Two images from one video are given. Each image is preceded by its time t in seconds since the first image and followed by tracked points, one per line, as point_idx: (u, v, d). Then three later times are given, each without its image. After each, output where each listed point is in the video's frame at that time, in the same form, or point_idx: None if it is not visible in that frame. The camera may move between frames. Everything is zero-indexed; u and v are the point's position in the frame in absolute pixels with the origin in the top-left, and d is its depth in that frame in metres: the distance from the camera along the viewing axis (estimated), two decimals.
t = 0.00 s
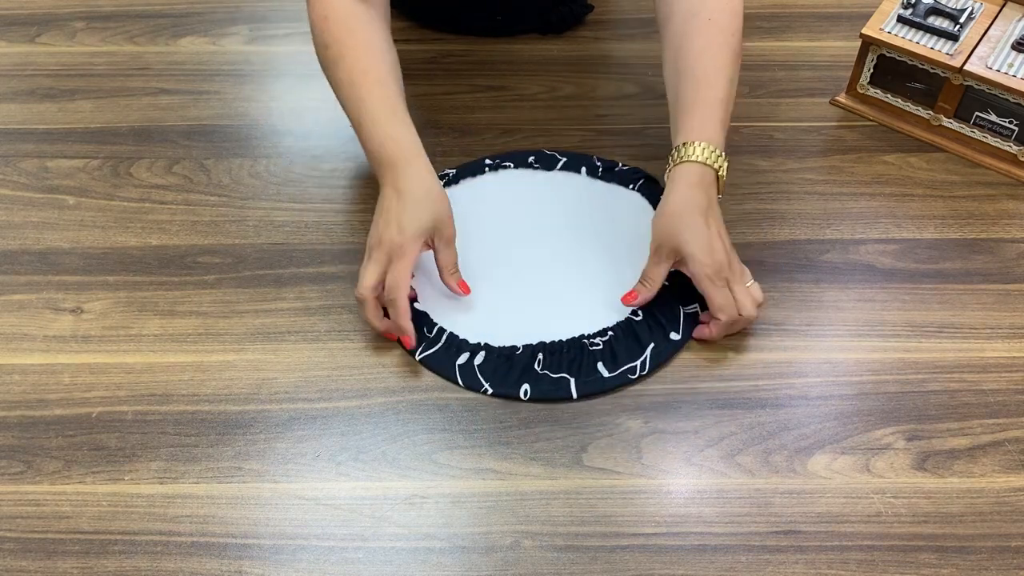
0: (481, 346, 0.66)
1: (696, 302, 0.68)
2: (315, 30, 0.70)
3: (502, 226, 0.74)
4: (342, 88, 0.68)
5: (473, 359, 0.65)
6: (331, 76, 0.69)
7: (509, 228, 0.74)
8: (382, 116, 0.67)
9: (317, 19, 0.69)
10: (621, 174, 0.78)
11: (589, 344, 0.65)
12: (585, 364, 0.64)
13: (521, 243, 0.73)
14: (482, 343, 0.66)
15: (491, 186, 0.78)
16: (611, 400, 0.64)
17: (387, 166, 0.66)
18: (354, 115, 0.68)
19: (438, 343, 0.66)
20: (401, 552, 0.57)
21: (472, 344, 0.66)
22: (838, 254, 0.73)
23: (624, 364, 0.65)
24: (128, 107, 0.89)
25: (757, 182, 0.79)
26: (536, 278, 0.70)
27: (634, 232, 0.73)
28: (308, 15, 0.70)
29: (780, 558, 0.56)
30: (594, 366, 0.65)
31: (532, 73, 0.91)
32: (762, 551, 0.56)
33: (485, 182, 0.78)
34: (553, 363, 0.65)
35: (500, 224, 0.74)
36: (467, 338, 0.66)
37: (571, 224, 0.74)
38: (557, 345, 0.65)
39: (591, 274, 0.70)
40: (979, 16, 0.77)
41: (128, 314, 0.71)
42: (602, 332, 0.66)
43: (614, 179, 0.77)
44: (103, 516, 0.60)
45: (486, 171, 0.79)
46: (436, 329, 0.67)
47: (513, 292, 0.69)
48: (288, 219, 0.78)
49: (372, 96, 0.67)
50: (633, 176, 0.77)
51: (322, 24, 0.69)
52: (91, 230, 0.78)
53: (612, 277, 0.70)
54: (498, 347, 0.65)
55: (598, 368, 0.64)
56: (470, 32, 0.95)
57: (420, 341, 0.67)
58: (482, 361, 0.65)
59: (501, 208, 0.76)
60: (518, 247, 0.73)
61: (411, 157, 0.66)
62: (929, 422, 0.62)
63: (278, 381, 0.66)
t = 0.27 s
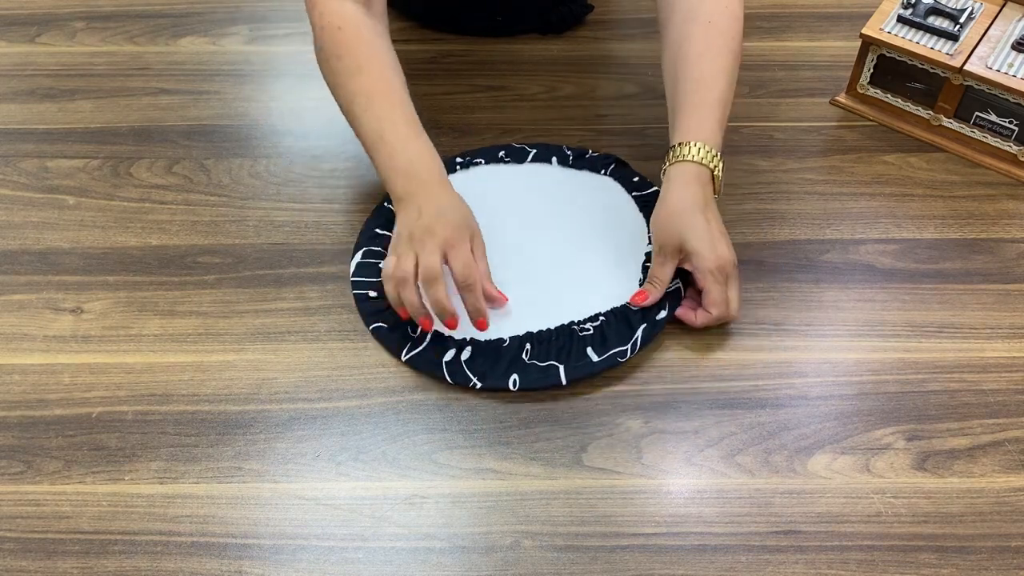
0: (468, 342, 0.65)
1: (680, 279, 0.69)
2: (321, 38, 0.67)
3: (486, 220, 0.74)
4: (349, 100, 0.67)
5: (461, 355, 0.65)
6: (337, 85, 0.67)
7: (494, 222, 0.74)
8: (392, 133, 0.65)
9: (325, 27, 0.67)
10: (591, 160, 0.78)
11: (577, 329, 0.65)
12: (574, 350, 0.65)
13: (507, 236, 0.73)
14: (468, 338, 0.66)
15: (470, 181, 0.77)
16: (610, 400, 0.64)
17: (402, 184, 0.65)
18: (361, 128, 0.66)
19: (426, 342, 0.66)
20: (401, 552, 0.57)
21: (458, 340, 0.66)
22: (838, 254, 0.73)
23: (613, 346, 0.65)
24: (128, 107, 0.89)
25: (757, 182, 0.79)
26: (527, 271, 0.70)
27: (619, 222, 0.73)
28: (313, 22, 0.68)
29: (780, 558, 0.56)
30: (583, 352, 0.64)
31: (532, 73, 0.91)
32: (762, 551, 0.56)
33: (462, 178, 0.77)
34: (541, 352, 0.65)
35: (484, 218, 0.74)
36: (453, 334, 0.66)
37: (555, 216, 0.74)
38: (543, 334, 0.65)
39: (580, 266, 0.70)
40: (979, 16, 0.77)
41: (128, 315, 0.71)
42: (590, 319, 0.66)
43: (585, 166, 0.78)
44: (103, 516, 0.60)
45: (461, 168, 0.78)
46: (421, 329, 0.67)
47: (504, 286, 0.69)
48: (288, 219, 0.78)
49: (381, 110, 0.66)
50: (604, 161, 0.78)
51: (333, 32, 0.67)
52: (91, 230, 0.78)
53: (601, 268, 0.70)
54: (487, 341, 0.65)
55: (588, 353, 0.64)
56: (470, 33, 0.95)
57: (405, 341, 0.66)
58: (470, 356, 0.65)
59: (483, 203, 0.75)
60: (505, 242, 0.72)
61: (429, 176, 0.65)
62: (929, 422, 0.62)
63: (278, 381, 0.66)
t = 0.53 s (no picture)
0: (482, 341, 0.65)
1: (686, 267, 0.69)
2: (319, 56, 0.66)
3: (484, 221, 0.74)
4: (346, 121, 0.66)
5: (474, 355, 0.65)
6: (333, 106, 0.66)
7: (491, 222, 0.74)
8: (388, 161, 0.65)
9: (327, 45, 0.66)
10: (590, 157, 0.78)
11: (588, 323, 0.65)
12: (586, 343, 0.64)
13: (506, 235, 0.73)
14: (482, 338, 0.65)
15: (464, 183, 0.77)
16: (610, 400, 0.64)
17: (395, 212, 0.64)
18: (355, 150, 0.65)
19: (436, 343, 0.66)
20: (401, 552, 0.57)
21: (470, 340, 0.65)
22: (838, 254, 0.73)
23: (624, 338, 0.65)
24: (128, 107, 0.89)
25: (757, 182, 0.79)
26: (529, 267, 0.70)
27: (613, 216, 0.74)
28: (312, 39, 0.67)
29: (780, 558, 0.56)
30: (596, 345, 0.64)
31: (532, 73, 0.91)
32: (762, 551, 0.56)
33: (456, 183, 0.77)
34: (555, 348, 0.64)
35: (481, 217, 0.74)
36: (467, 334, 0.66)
37: (550, 213, 0.74)
38: (554, 330, 0.65)
39: (581, 260, 0.70)
40: (979, 16, 0.77)
41: (128, 315, 0.71)
42: (598, 311, 0.66)
43: (585, 161, 0.78)
44: (103, 516, 0.60)
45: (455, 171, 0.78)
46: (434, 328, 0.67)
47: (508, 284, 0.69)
48: (288, 219, 0.78)
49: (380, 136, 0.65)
50: (602, 157, 0.78)
51: (336, 51, 0.66)
52: (91, 230, 0.78)
53: (602, 260, 0.70)
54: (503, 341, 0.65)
55: (601, 347, 0.64)
56: (470, 33, 0.95)
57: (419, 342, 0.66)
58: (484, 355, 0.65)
59: (480, 203, 0.75)
60: (504, 241, 0.72)
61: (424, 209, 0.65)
62: (929, 422, 0.62)
63: (278, 381, 0.66)
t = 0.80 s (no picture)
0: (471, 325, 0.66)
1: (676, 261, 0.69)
2: (316, 60, 0.64)
3: (483, 212, 0.74)
4: (348, 131, 0.63)
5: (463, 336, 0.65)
6: (332, 113, 0.64)
7: (491, 213, 0.74)
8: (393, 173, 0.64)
9: (326, 48, 0.64)
10: (590, 151, 0.78)
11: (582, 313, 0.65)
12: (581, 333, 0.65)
13: (506, 226, 0.72)
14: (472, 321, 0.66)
15: (464, 174, 0.77)
16: (610, 400, 0.64)
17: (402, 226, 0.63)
18: (358, 162, 0.63)
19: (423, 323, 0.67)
20: (401, 552, 0.57)
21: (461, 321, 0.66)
22: (837, 254, 0.73)
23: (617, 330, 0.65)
24: (129, 108, 0.89)
25: (756, 182, 0.79)
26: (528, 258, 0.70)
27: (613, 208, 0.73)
28: (308, 40, 0.64)
29: (780, 558, 0.56)
30: (587, 335, 0.65)
31: (532, 73, 0.91)
32: (762, 551, 0.56)
33: (456, 173, 0.77)
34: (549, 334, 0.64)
35: (481, 208, 0.74)
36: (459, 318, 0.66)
37: (550, 206, 0.74)
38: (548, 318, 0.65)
39: (580, 252, 0.70)
40: (979, 16, 0.77)
41: (128, 315, 0.71)
42: (593, 304, 0.66)
43: (584, 157, 0.78)
44: (103, 516, 0.60)
45: (456, 162, 0.78)
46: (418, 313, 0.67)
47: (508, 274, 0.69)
48: (288, 219, 0.78)
49: (383, 147, 0.64)
50: (602, 153, 0.78)
51: (336, 55, 0.64)
52: (91, 230, 0.78)
53: (601, 253, 0.70)
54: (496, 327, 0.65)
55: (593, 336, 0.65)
56: (470, 33, 0.95)
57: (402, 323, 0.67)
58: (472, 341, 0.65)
59: (480, 195, 0.75)
60: (505, 234, 0.72)
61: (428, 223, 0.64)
62: (929, 422, 0.62)
63: (278, 381, 0.66)
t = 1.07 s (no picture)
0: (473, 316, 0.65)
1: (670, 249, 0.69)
2: (320, 62, 0.64)
3: (477, 205, 0.74)
4: (354, 131, 0.63)
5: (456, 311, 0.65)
6: (338, 114, 0.64)
7: (485, 207, 0.74)
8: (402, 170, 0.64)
9: (329, 50, 0.64)
10: (579, 145, 0.79)
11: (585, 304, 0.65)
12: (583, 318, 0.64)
13: (498, 219, 0.72)
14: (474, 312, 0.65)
15: (459, 167, 0.77)
16: (610, 400, 0.64)
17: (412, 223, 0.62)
18: (366, 161, 0.63)
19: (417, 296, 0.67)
20: (401, 552, 0.57)
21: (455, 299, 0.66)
22: (837, 254, 0.73)
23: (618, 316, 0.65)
24: (129, 107, 0.89)
25: (756, 182, 0.79)
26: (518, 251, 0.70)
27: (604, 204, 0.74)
28: (310, 43, 0.64)
29: (780, 558, 0.56)
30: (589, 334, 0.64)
31: (532, 73, 0.91)
32: (762, 551, 0.56)
33: (452, 166, 0.77)
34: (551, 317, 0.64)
35: (474, 202, 0.74)
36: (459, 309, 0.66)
37: (543, 200, 0.74)
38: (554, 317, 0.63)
39: (573, 246, 0.70)
40: (979, 16, 0.77)
41: (128, 315, 0.71)
42: (598, 305, 0.65)
43: (574, 152, 0.78)
44: (103, 515, 0.60)
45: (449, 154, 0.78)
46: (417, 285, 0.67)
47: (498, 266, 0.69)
48: (288, 219, 0.78)
49: (390, 145, 0.64)
50: (591, 146, 0.78)
51: (339, 56, 0.64)
52: (91, 230, 0.78)
53: (591, 247, 0.70)
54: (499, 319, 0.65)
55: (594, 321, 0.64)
56: (470, 33, 0.95)
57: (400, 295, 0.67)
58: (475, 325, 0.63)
59: (473, 188, 0.75)
60: (502, 227, 0.72)
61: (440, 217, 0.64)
62: (929, 422, 0.62)
63: (278, 381, 0.66)
